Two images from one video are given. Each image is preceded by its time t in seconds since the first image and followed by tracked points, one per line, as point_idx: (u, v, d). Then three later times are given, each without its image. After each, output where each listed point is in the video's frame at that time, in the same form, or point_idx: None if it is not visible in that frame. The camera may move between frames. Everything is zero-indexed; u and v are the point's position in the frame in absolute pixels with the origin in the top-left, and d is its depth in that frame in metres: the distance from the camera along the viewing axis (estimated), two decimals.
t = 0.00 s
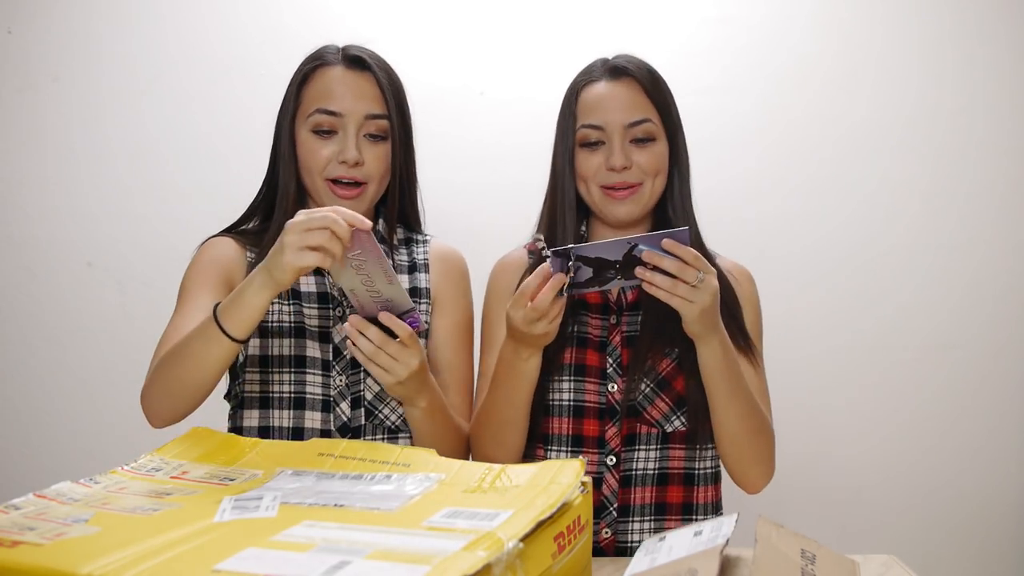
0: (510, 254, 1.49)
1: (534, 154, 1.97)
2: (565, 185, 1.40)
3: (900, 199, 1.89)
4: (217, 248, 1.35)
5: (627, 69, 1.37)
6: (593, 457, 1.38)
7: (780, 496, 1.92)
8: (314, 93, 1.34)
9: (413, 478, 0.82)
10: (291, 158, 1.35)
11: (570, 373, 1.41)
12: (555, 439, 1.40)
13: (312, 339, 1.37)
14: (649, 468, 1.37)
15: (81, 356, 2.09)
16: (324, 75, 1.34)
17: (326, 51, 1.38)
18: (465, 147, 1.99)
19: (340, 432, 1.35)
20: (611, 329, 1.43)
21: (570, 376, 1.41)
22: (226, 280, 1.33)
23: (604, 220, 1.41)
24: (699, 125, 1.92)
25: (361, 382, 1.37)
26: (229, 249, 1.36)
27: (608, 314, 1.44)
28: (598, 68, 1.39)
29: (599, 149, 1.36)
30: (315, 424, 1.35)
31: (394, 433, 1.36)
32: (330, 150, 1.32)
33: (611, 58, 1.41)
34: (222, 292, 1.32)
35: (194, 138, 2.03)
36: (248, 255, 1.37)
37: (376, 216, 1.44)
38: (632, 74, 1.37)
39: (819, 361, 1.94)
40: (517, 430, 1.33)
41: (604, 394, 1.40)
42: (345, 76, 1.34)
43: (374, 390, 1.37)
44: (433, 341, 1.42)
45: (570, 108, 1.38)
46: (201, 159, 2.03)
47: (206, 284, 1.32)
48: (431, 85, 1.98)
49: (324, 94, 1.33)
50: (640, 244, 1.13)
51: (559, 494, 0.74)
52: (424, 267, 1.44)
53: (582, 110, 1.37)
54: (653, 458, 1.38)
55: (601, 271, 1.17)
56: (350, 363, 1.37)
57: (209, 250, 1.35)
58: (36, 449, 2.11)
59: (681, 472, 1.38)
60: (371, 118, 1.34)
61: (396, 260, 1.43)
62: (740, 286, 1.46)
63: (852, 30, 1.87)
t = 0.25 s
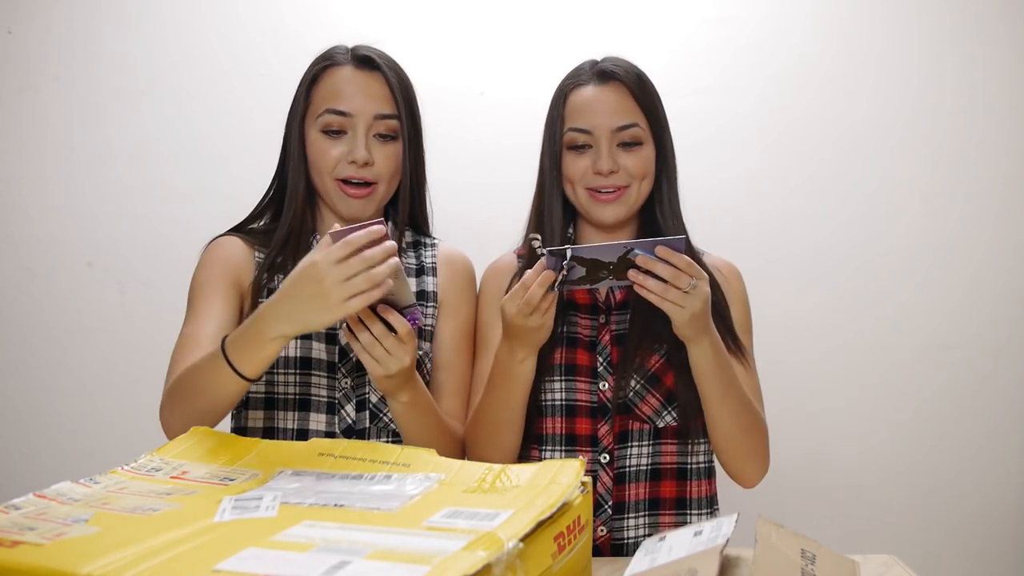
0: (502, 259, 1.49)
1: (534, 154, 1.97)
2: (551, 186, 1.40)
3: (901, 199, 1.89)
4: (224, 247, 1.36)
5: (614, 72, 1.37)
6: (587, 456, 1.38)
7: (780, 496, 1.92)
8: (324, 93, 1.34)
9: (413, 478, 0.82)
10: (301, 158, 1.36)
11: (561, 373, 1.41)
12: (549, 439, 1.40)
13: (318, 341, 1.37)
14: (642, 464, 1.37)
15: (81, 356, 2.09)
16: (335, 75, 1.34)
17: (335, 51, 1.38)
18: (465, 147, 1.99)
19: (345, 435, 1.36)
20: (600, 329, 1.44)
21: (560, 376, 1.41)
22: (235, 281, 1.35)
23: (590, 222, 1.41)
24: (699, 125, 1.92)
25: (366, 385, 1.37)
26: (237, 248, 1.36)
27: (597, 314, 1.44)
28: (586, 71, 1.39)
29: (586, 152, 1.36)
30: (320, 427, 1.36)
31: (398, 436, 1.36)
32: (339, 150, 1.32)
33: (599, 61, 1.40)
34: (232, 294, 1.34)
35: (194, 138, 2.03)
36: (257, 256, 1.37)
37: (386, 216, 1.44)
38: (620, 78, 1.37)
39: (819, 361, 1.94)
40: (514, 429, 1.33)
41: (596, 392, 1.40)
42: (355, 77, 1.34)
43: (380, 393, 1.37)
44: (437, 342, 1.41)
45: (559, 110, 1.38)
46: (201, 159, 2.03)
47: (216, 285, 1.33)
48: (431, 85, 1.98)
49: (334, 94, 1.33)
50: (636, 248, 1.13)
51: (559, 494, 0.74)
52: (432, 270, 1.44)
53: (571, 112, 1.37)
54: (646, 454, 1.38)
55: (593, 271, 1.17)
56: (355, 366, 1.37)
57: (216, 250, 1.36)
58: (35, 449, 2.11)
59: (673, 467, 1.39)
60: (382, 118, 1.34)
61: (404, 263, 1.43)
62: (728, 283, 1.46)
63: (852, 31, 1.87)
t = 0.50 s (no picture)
0: (504, 261, 1.48)
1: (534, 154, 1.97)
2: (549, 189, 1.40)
3: (901, 199, 1.89)
4: (225, 251, 1.36)
5: (610, 75, 1.37)
6: (595, 457, 1.38)
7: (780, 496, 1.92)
8: (333, 92, 1.34)
9: (413, 478, 0.82)
10: (308, 157, 1.35)
11: (567, 375, 1.41)
12: (557, 441, 1.40)
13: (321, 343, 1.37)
14: (650, 464, 1.38)
15: (81, 356, 2.09)
16: (344, 74, 1.34)
17: (344, 50, 1.37)
18: (465, 148, 1.99)
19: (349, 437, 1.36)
20: (605, 330, 1.44)
21: (567, 378, 1.41)
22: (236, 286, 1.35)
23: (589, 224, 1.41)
24: (699, 126, 1.92)
25: (369, 387, 1.38)
26: (237, 250, 1.36)
27: (602, 315, 1.45)
28: (581, 73, 1.39)
29: (584, 155, 1.36)
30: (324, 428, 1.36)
31: (403, 437, 1.37)
32: (348, 149, 1.32)
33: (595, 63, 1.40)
34: (236, 301, 1.34)
35: (194, 138, 2.03)
36: (258, 257, 1.37)
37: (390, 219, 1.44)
38: (615, 80, 1.37)
39: (819, 361, 1.94)
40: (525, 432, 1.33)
41: (602, 394, 1.40)
42: (365, 75, 1.34)
43: (383, 394, 1.38)
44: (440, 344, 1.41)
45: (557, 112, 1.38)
46: (201, 160, 2.03)
47: (219, 292, 1.34)
48: (431, 86, 1.98)
49: (342, 92, 1.33)
50: (641, 250, 1.14)
51: (559, 494, 0.74)
52: (435, 271, 1.45)
53: (568, 115, 1.37)
54: (653, 454, 1.39)
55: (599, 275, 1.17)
56: (359, 367, 1.38)
57: (217, 253, 1.36)
58: (36, 449, 2.11)
59: (681, 466, 1.38)
60: (392, 117, 1.34)
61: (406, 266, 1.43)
62: (731, 282, 1.46)
63: (852, 31, 1.87)
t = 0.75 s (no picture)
0: (516, 257, 1.49)
1: (535, 154, 1.97)
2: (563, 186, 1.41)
3: (901, 199, 1.89)
4: (224, 254, 1.36)
5: (622, 72, 1.36)
6: (605, 457, 1.38)
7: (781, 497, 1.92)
8: (333, 92, 1.34)
9: (413, 478, 0.82)
10: (309, 156, 1.35)
11: (580, 374, 1.42)
12: (568, 440, 1.40)
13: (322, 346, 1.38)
14: (662, 465, 1.38)
15: (81, 355, 2.09)
16: (345, 74, 1.34)
17: (345, 50, 1.37)
18: (465, 147, 1.99)
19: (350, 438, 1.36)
20: (618, 329, 1.44)
21: (579, 377, 1.42)
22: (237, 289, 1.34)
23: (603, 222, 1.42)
24: (699, 125, 1.92)
25: (370, 388, 1.38)
26: (237, 252, 1.36)
27: (614, 314, 1.45)
28: (594, 70, 1.38)
29: (597, 153, 1.36)
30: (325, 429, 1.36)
31: (404, 438, 1.37)
32: (349, 149, 1.32)
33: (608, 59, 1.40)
34: (241, 310, 1.34)
35: (194, 138, 2.03)
36: (257, 258, 1.37)
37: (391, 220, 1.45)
38: (627, 77, 1.36)
39: (819, 361, 1.93)
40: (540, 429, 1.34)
41: (614, 394, 1.41)
42: (366, 76, 1.34)
43: (384, 395, 1.39)
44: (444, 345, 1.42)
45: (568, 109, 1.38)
46: (201, 160, 2.03)
47: (221, 296, 1.34)
48: (431, 86, 1.98)
49: (343, 92, 1.33)
50: (657, 258, 1.13)
51: (559, 494, 0.74)
52: (436, 271, 1.44)
53: (580, 113, 1.37)
54: (665, 455, 1.39)
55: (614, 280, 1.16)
56: (360, 368, 1.38)
57: (217, 257, 1.36)
58: (36, 449, 2.11)
59: (692, 467, 1.39)
60: (393, 118, 1.34)
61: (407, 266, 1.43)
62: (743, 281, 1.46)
63: (852, 30, 1.87)
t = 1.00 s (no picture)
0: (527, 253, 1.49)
1: (535, 154, 1.97)
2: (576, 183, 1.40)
3: (901, 199, 1.89)
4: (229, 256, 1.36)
5: (636, 69, 1.36)
6: (617, 458, 1.39)
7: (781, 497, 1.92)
8: (332, 93, 1.34)
9: (413, 478, 0.82)
10: (307, 157, 1.35)
11: (591, 375, 1.42)
12: (580, 440, 1.41)
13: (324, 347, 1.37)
14: (673, 466, 1.38)
15: (81, 356, 2.09)
16: (344, 75, 1.34)
17: (345, 51, 1.37)
18: (465, 147, 1.99)
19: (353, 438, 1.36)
20: (629, 330, 1.43)
21: (591, 378, 1.42)
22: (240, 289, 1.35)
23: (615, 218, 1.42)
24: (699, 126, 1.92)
25: (374, 388, 1.38)
26: (239, 253, 1.36)
27: (626, 314, 1.44)
28: (608, 66, 1.38)
29: (609, 150, 1.36)
30: (329, 430, 1.36)
31: (407, 439, 1.37)
32: (347, 150, 1.32)
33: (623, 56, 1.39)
34: (243, 311, 1.34)
35: (194, 139, 2.03)
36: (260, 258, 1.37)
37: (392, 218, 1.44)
38: (640, 73, 1.36)
39: (819, 361, 1.93)
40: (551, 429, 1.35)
41: (626, 395, 1.41)
42: (366, 76, 1.34)
43: (388, 396, 1.38)
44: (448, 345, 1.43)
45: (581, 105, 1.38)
46: (201, 160, 2.03)
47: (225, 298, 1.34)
48: (430, 86, 1.98)
49: (342, 93, 1.33)
50: (668, 265, 1.16)
51: (559, 494, 0.74)
52: (438, 270, 1.44)
53: (594, 108, 1.36)
54: (677, 456, 1.39)
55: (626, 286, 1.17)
56: (363, 368, 1.38)
57: (220, 258, 1.36)
58: (36, 449, 2.11)
59: (704, 469, 1.39)
60: (390, 120, 1.34)
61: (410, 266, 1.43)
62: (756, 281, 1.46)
63: (852, 31, 1.87)
